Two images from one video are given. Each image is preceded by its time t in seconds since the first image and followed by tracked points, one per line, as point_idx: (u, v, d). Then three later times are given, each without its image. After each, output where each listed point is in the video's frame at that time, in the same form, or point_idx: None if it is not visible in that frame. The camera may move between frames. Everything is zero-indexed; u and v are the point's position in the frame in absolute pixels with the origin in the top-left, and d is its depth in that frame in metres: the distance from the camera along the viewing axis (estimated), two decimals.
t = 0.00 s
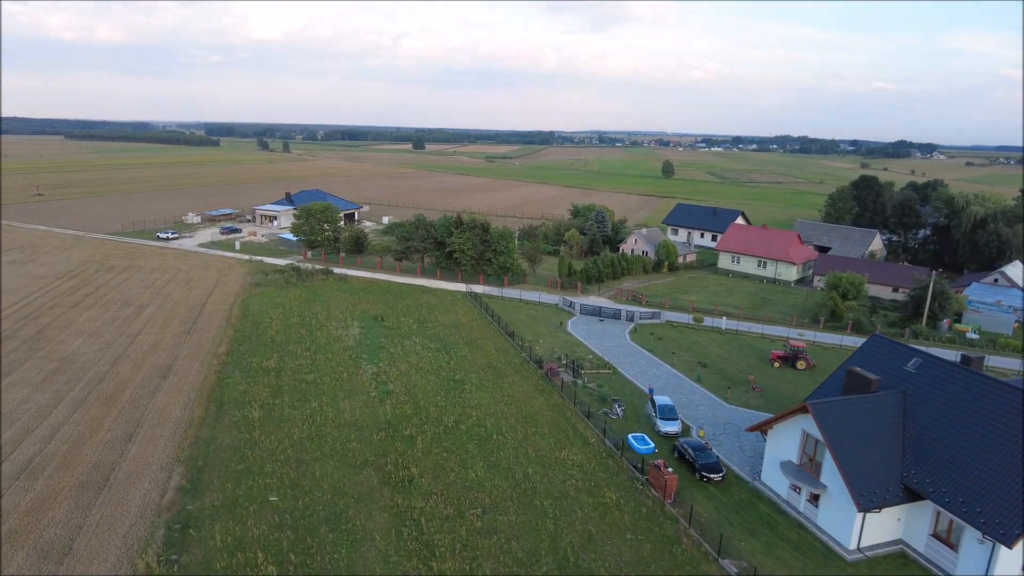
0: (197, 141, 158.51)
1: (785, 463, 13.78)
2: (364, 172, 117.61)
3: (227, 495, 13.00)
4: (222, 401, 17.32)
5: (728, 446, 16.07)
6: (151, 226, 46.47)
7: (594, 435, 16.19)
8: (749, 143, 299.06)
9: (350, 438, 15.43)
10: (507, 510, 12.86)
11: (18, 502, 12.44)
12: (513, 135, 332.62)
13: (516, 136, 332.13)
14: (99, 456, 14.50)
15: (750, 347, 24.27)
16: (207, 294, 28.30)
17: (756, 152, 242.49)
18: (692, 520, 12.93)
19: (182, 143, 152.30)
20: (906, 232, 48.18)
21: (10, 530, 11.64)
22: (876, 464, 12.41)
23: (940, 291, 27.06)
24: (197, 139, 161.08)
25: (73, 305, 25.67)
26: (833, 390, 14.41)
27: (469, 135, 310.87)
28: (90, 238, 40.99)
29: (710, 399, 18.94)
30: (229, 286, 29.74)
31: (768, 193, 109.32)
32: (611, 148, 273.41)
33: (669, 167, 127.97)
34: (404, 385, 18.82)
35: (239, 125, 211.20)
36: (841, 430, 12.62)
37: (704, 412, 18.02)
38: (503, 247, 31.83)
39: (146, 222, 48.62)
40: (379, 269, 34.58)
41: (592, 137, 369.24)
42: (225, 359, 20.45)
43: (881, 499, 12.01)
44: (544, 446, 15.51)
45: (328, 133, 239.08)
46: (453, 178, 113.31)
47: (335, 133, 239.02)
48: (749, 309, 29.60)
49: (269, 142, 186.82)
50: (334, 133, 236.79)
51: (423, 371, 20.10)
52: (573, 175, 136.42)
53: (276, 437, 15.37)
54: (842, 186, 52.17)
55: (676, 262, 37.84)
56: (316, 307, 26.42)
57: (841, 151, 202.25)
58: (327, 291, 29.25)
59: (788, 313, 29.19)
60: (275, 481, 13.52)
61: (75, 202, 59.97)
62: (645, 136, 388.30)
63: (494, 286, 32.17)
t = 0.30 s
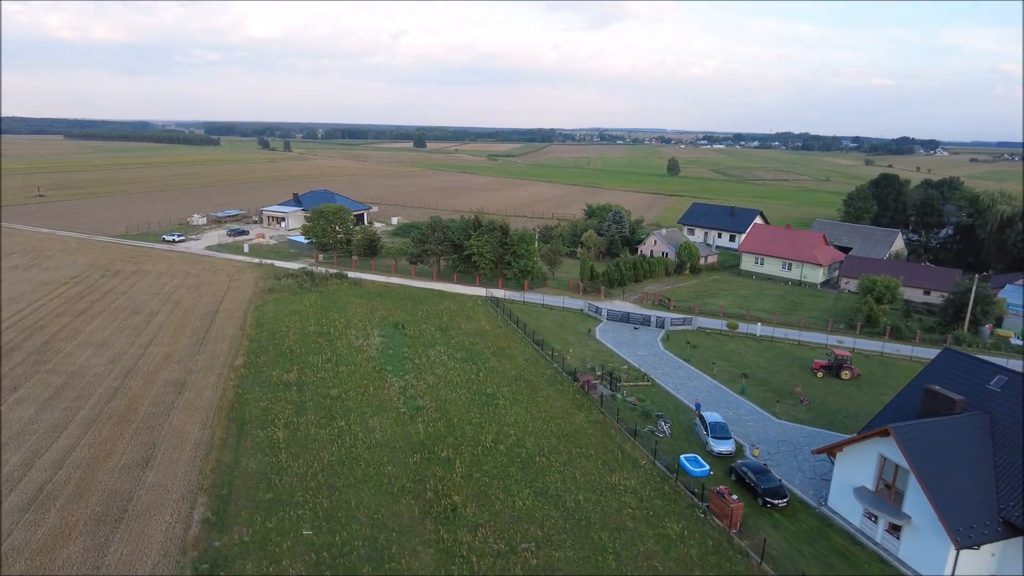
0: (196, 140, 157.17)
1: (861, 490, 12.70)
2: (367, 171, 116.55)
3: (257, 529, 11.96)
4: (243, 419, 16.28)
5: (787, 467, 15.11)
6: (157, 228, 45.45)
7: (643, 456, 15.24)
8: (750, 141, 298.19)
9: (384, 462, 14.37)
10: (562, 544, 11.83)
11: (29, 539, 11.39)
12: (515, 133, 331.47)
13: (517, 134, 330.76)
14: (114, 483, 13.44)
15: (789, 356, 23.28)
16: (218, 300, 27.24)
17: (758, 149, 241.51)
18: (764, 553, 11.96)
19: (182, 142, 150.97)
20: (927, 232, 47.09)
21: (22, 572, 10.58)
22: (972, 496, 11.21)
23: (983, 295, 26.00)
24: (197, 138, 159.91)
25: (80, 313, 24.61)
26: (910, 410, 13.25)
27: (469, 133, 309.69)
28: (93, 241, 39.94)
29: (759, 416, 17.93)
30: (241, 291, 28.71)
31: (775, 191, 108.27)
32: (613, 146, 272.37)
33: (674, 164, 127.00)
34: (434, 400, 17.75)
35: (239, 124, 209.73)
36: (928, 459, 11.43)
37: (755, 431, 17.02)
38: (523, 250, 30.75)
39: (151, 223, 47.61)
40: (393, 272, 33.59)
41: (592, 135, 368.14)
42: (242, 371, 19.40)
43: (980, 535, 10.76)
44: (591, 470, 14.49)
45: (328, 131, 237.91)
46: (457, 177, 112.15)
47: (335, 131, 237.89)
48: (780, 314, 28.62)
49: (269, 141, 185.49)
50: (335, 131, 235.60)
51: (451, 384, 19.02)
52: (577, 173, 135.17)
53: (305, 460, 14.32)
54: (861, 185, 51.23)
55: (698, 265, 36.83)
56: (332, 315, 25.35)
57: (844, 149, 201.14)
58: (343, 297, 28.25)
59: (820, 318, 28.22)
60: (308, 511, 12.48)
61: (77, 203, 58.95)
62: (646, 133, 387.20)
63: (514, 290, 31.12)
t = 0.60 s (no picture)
0: (197, 140, 156.03)
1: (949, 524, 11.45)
2: (371, 171, 115.55)
3: (292, 571, 10.90)
4: (267, 440, 15.22)
5: (854, 491, 14.01)
6: (162, 231, 44.39)
7: (699, 483, 14.23)
8: (752, 139, 296.91)
9: (422, 490, 13.29)
10: None
11: None
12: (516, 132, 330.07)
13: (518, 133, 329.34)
14: (130, 515, 12.37)
15: (830, 366, 22.21)
16: (230, 307, 26.18)
17: (761, 147, 240.21)
18: None
19: (183, 142, 149.79)
20: (951, 232, 45.84)
21: None
22: None
23: None
24: (198, 138, 158.92)
25: (87, 325, 23.57)
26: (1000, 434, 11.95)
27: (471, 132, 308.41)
28: (97, 245, 38.88)
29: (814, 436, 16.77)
30: (253, 297, 27.66)
31: (783, 190, 107.14)
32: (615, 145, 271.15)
33: (681, 163, 125.81)
34: (467, 418, 16.68)
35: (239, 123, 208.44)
36: None
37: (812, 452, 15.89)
38: (545, 253, 29.61)
39: (156, 226, 46.61)
40: (409, 276, 32.53)
41: (594, 133, 367.29)
42: (261, 386, 18.34)
43: None
44: (646, 498, 13.46)
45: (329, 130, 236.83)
46: (461, 176, 111.02)
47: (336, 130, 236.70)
48: (813, 320, 27.55)
49: (270, 140, 184.24)
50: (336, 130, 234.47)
51: (483, 400, 17.94)
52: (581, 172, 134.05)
53: (337, 489, 13.24)
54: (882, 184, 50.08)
55: (721, 268, 35.81)
56: (350, 324, 24.26)
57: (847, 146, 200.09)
58: (359, 304, 27.21)
59: (855, 324, 27.15)
60: (345, 548, 11.41)
61: (81, 205, 57.95)
62: (647, 131, 385.36)
63: (536, 295, 30.03)
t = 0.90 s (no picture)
0: (199, 140, 154.90)
1: None
2: (375, 171, 114.50)
3: None
4: (294, 467, 14.14)
5: (935, 521, 12.85)
6: (168, 234, 43.32)
7: (762, 514, 13.21)
8: (755, 137, 295.83)
9: (466, 525, 12.22)
10: None
11: None
12: (518, 130, 329.03)
13: (520, 131, 328.13)
14: (150, 554, 11.28)
15: (876, 378, 21.11)
16: (243, 316, 25.09)
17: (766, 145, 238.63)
18: None
19: (184, 142, 148.79)
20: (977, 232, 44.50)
21: None
22: None
23: None
24: (200, 138, 157.94)
25: (96, 336, 22.55)
26: None
27: (473, 131, 307.30)
28: (103, 249, 37.81)
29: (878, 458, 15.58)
30: (267, 305, 26.63)
31: (792, 188, 105.87)
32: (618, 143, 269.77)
33: (687, 162, 124.79)
34: (505, 438, 15.62)
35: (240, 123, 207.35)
36: None
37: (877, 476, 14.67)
38: (569, 256, 28.38)
39: (162, 228, 45.60)
40: (426, 281, 31.45)
41: (596, 132, 366.28)
42: (282, 403, 17.23)
43: None
44: (710, 533, 12.43)
45: (331, 129, 235.68)
46: (466, 176, 109.85)
47: (337, 129, 235.47)
48: (850, 326, 26.44)
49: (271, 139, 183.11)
50: (338, 130, 233.31)
51: (520, 416, 16.84)
52: (586, 171, 132.78)
53: (374, 523, 12.18)
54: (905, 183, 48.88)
55: (746, 270, 34.79)
56: (370, 334, 23.19)
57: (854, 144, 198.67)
58: (377, 312, 26.16)
59: (894, 331, 26.03)
60: None
61: (84, 207, 56.98)
62: (650, 129, 384.16)
63: (560, 300, 28.85)
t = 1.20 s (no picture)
0: (201, 140, 153.95)
1: None
2: (379, 170, 113.49)
3: None
4: (324, 498, 13.07)
5: None
6: (175, 237, 42.29)
7: (837, 549, 12.15)
8: (759, 134, 294.40)
9: (518, 567, 11.16)
10: None
11: None
12: (521, 128, 327.67)
13: (523, 130, 326.98)
14: None
15: (930, 392, 19.91)
16: (258, 325, 24.01)
17: (770, 142, 237.36)
18: None
19: (187, 142, 147.85)
20: (1006, 232, 43.11)
21: None
22: None
23: None
24: (203, 137, 157.00)
25: (105, 349, 21.47)
26: None
27: (476, 130, 306.20)
28: (108, 254, 36.77)
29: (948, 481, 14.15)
30: (282, 313, 25.54)
31: (802, 187, 104.53)
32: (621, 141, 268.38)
33: (694, 160, 123.58)
34: (548, 463, 14.55)
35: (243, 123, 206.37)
36: None
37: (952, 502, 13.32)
38: (595, 262, 27.22)
39: (169, 231, 44.55)
40: (444, 287, 30.35)
41: (599, 130, 365.05)
42: (306, 423, 16.16)
43: None
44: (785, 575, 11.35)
45: (334, 128, 234.59)
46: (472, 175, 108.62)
47: (340, 128, 234.26)
48: (891, 334, 25.23)
49: (274, 139, 182.00)
50: (340, 129, 232.28)
51: (561, 437, 15.78)
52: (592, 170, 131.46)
53: (417, 566, 11.12)
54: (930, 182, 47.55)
55: (773, 273, 33.70)
56: (391, 346, 22.08)
57: (859, 140, 197.15)
58: (396, 321, 25.07)
59: (938, 340, 24.83)
60: None
61: (88, 210, 55.98)
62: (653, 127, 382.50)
63: (585, 307, 27.72)
